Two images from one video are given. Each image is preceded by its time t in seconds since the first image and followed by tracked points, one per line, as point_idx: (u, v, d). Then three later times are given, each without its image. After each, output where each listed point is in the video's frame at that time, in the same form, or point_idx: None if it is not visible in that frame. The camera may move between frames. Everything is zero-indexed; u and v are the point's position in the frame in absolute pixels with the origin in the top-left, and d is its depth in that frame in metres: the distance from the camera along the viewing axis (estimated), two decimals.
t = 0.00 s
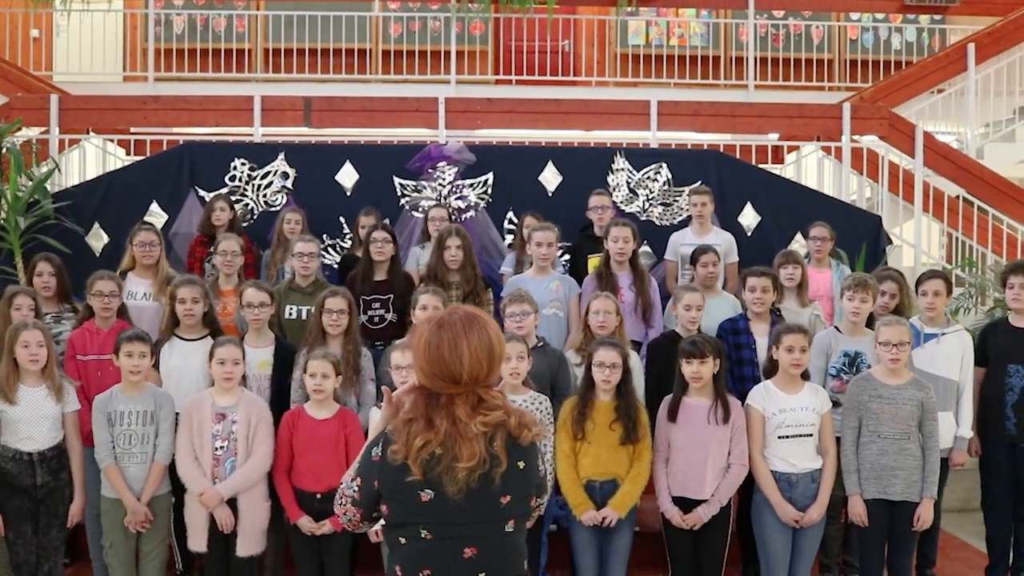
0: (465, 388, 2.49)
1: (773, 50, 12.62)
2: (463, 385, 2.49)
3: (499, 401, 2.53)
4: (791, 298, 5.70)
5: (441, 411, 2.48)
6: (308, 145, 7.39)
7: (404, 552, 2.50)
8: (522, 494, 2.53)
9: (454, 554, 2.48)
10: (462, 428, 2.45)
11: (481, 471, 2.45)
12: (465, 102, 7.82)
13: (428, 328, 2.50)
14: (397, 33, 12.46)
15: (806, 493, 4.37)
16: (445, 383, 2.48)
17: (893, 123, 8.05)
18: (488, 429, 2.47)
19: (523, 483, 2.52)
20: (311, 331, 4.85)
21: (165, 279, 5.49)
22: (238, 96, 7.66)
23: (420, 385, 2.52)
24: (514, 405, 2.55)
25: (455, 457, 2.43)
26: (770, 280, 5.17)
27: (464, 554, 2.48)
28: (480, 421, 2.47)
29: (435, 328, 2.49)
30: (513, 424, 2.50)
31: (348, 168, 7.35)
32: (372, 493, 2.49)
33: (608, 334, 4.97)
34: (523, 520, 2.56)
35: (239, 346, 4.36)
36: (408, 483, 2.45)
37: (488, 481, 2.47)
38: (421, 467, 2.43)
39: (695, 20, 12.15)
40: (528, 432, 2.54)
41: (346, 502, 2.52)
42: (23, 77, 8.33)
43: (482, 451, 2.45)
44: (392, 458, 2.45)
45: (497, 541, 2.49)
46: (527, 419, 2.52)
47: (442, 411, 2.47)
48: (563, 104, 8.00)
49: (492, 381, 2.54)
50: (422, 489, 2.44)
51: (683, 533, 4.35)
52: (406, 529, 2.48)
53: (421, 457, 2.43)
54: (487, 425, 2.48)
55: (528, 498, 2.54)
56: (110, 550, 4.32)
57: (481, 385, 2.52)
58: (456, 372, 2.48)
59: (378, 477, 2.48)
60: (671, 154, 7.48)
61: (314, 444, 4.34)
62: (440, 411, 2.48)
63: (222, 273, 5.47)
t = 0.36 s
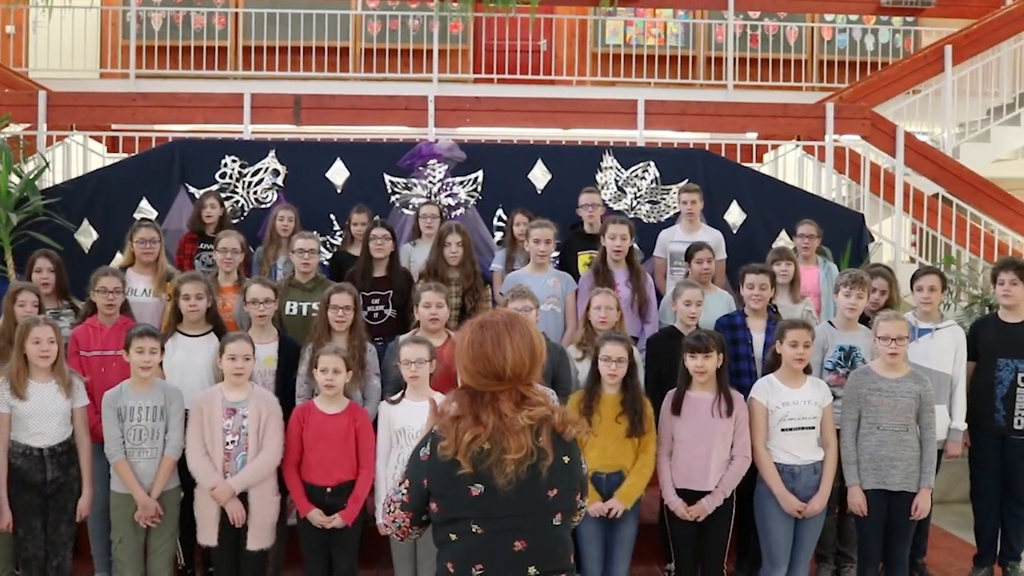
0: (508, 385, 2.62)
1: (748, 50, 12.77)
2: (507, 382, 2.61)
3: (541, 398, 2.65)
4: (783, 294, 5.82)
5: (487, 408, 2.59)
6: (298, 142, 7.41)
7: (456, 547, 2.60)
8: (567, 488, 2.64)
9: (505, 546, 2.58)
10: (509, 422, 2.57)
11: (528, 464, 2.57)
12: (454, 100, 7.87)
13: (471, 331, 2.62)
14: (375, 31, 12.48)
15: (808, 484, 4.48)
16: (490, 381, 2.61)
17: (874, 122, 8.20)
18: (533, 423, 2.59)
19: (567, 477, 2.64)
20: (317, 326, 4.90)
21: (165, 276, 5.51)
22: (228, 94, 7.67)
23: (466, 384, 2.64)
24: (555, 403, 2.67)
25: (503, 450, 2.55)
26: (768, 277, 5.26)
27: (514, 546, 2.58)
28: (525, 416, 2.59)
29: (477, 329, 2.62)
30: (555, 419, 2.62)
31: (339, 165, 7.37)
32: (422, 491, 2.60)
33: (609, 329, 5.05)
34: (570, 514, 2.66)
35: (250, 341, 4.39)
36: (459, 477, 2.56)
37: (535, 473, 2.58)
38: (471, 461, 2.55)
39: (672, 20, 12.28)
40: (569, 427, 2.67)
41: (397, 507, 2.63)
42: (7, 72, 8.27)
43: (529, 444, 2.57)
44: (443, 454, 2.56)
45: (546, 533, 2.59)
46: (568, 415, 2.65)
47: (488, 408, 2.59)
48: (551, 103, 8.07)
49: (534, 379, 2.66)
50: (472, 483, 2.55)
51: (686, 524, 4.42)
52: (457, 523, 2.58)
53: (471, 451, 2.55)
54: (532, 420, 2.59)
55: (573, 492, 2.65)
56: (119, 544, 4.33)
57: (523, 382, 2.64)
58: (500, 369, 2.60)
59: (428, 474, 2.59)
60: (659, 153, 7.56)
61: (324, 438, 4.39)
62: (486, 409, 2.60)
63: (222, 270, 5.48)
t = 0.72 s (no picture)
0: (530, 374, 2.51)
1: (729, 49, 12.90)
2: (529, 372, 2.50)
3: (564, 383, 2.54)
4: (779, 289, 5.94)
5: (512, 397, 2.48)
6: (292, 139, 7.43)
7: (491, 534, 2.48)
8: (596, 469, 2.53)
9: (539, 529, 2.47)
10: (536, 410, 2.46)
11: (559, 447, 2.46)
12: (446, 98, 7.91)
13: (491, 322, 2.52)
14: (358, 29, 12.54)
15: (814, 475, 4.57)
16: (512, 371, 2.50)
17: (861, 121, 8.36)
18: (560, 407, 2.48)
19: (594, 457, 2.53)
20: (326, 321, 4.94)
21: (168, 272, 5.54)
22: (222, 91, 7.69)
23: (488, 377, 2.53)
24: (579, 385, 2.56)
25: (534, 437, 2.44)
26: (769, 273, 5.34)
27: (548, 528, 2.47)
28: (552, 402, 2.48)
29: (497, 320, 2.52)
30: (581, 403, 2.51)
31: (333, 162, 7.40)
32: (454, 479, 2.47)
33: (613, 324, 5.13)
34: (598, 494, 2.56)
35: (263, 335, 4.41)
36: (491, 466, 2.44)
37: (566, 456, 2.47)
38: (502, 449, 2.43)
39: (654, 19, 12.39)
40: (595, 408, 2.55)
41: (417, 494, 2.49)
42: None
43: (558, 428, 2.46)
44: (473, 442, 2.44)
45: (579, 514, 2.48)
46: (594, 397, 2.54)
47: (514, 397, 2.48)
48: (542, 100, 8.13)
49: (556, 366, 2.55)
50: (504, 469, 2.44)
51: (694, 514, 4.48)
52: (491, 509, 2.46)
53: (502, 439, 2.43)
54: (558, 405, 2.48)
55: (601, 472, 2.54)
56: (132, 539, 4.32)
57: (545, 369, 2.53)
58: (522, 358, 2.49)
59: (460, 461, 2.46)
60: (651, 150, 7.62)
61: (338, 431, 4.42)
62: (511, 398, 2.48)
63: (226, 265, 5.49)
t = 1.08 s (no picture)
0: (533, 352, 2.59)
1: (719, 49, 12.97)
2: (531, 350, 2.59)
3: (568, 358, 2.62)
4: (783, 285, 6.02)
5: (519, 374, 2.57)
6: (295, 138, 7.47)
7: (506, 506, 2.56)
8: (605, 441, 2.60)
9: (552, 500, 2.54)
10: (542, 388, 2.54)
11: (568, 422, 2.54)
12: (447, 96, 7.97)
13: (490, 302, 2.62)
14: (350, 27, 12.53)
15: (825, 466, 4.67)
16: (515, 351, 2.59)
17: (855, 121, 8.49)
18: (565, 384, 2.56)
19: (603, 430, 2.60)
20: (341, 318, 4.97)
21: (181, 269, 5.58)
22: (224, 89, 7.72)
23: (494, 357, 2.62)
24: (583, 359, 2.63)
25: (543, 414, 2.52)
26: (776, 268, 5.42)
27: (560, 499, 2.54)
28: (556, 379, 2.56)
29: (496, 301, 2.61)
30: (586, 378, 2.59)
31: (336, 160, 7.45)
32: (466, 452, 2.55)
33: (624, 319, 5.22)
34: (608, 462, 2.63)
35: (283, 331, 4.47)
36: (503, 445, 2.52)
37: (574, 431, 2.55)
38: (513, 428, 2.50)
39: (645, 19, 12.44)
40: (602, 383, 2.62)
41: (429, 459, 2.56)
42: None
43: (566, 405, 2.53)
44: (486, 422, 2.52)
45: (590, 486, 2.56)
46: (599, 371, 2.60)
47: (520, 376, 2.56)
48: (542, 99, 8.20)
49: (559, 342, 2.63)
50: (517, 446, 2.52)
51: (709, 506, 4.57)
52: (506, 483, 2.54)
53: (514, 420, 2.51)
54: (564, 381, 2.56)
55: (610, 443, 2.61)
56: (157, 532, 4.40)
57: (549, 347, 2.61)
58: (523, 338, 2.58)
59: (473, 437, 2.54)
60: (651, 148, 7.71)
61: (359, 425, 4.48)
62: (518, 377, 2.57)
63: (239, 262, 5.52)
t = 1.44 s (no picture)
0: (557, 347, 2.56)
1: (715, 51, 13.08)
2: (553, 346, 2.55)
3: (590, 353, 2.59)
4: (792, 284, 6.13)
5: (544, 371, 2.54)
6: (305, 138, 7.54)
7: (545, 498, 2.52)
8: (634, 431, 2.57)
9: (587, 486, 2.50)
10: (567, 376, 2.52)
11: (597, 411, 2.51)
12: (454, 97, 8.04)
13: (509, 309, 2.59)
14: (348, 29, 12.58)
15: (841, 460, 4.79)
16: (538, 346, 2.55)
17: (856, 121, 8.59)
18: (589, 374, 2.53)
19: (631, 419, 2.57)
20: (365, 316, 5.04)
21: (201, 268, 5.65)
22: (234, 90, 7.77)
23: (518, 357, 2.59)
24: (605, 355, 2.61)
25: (570, 402, 2.49)
26: (786, 267, 5.54)
27: (596, 487, 2.50)
28: (580, 369, 2.53)
29: (515, 305, 2.59)
30: (610, 369, 2.57)
31: (346, 161, 7.52)
32: (503, 453, 2.51)
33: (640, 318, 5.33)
34: (638, 453, 2.59)
35: (311, 328, 4.54)
36: (537, 435, 2.48)
37: (602, 419, 2.52)
38: (542, 418, 2.48)
39: (641, 21, 12.55)
40: (625, 375, 2.60)
41: (468, 465, 2.52)
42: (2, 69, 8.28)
43: (591, 393, 2.51)
44: (517, 416, 2.49)
45: (623, 473, 2.52)
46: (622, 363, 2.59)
47: (544, 370, 2.53)
48: (548, 100, 8.27)
49: (581, 339, 2.59)
50: (550, 435, 2.49)
51: (729, 500, 4.66)
52: (543, 474, 2.50)
53: (544, 409, 2.48)
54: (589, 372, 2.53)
55: (639, 432, 2.59)
56: (189, 528, 4.45)
57: (570, 342, 2.58)
58: (544, 333, 2.54)
59: (509, 436, 2.50)
60: (656, 149, 7.81)
61: (386, 420, 4.57)
62: (543, 371, 2.54)
63: (259, 261, 5.60)
